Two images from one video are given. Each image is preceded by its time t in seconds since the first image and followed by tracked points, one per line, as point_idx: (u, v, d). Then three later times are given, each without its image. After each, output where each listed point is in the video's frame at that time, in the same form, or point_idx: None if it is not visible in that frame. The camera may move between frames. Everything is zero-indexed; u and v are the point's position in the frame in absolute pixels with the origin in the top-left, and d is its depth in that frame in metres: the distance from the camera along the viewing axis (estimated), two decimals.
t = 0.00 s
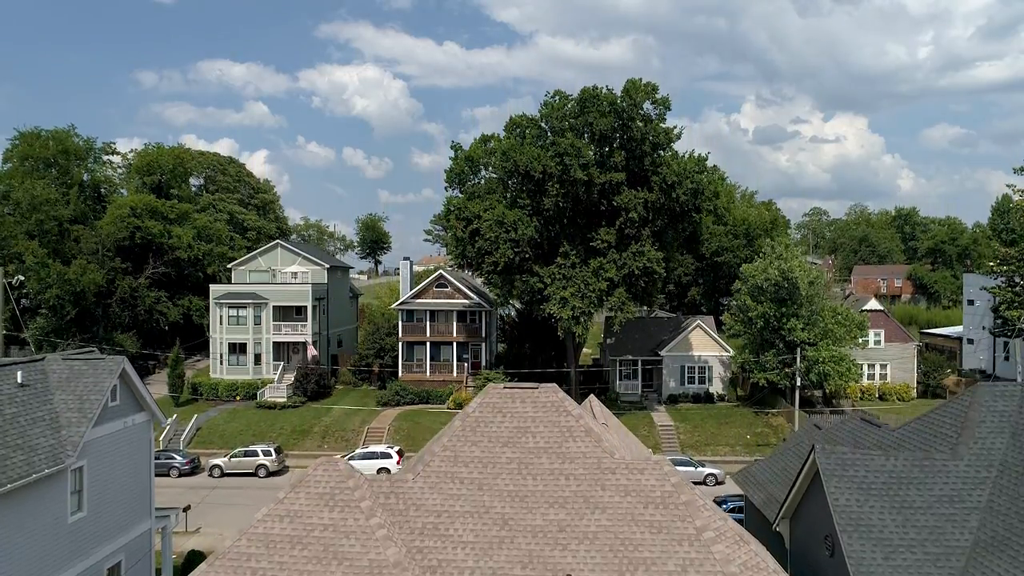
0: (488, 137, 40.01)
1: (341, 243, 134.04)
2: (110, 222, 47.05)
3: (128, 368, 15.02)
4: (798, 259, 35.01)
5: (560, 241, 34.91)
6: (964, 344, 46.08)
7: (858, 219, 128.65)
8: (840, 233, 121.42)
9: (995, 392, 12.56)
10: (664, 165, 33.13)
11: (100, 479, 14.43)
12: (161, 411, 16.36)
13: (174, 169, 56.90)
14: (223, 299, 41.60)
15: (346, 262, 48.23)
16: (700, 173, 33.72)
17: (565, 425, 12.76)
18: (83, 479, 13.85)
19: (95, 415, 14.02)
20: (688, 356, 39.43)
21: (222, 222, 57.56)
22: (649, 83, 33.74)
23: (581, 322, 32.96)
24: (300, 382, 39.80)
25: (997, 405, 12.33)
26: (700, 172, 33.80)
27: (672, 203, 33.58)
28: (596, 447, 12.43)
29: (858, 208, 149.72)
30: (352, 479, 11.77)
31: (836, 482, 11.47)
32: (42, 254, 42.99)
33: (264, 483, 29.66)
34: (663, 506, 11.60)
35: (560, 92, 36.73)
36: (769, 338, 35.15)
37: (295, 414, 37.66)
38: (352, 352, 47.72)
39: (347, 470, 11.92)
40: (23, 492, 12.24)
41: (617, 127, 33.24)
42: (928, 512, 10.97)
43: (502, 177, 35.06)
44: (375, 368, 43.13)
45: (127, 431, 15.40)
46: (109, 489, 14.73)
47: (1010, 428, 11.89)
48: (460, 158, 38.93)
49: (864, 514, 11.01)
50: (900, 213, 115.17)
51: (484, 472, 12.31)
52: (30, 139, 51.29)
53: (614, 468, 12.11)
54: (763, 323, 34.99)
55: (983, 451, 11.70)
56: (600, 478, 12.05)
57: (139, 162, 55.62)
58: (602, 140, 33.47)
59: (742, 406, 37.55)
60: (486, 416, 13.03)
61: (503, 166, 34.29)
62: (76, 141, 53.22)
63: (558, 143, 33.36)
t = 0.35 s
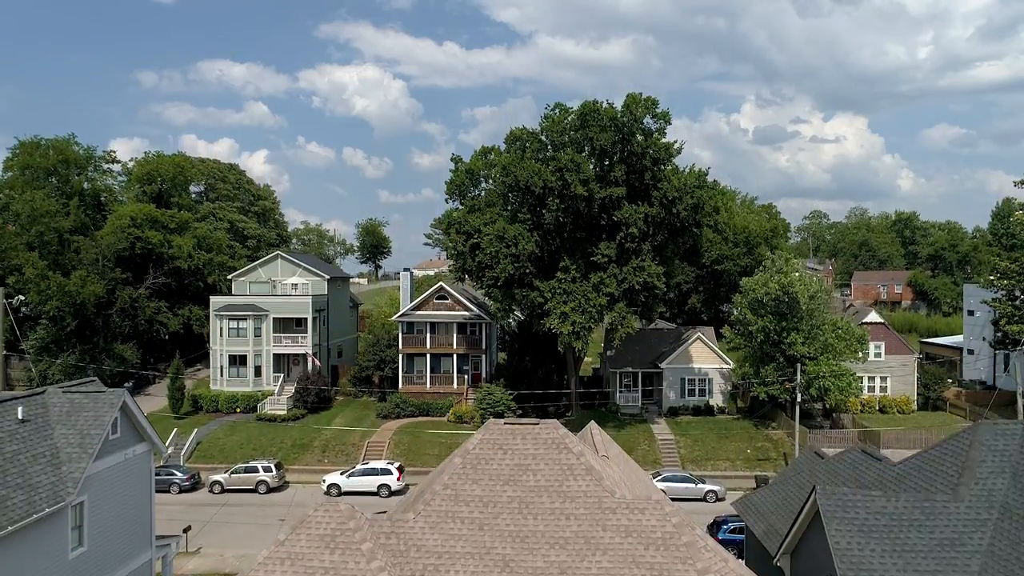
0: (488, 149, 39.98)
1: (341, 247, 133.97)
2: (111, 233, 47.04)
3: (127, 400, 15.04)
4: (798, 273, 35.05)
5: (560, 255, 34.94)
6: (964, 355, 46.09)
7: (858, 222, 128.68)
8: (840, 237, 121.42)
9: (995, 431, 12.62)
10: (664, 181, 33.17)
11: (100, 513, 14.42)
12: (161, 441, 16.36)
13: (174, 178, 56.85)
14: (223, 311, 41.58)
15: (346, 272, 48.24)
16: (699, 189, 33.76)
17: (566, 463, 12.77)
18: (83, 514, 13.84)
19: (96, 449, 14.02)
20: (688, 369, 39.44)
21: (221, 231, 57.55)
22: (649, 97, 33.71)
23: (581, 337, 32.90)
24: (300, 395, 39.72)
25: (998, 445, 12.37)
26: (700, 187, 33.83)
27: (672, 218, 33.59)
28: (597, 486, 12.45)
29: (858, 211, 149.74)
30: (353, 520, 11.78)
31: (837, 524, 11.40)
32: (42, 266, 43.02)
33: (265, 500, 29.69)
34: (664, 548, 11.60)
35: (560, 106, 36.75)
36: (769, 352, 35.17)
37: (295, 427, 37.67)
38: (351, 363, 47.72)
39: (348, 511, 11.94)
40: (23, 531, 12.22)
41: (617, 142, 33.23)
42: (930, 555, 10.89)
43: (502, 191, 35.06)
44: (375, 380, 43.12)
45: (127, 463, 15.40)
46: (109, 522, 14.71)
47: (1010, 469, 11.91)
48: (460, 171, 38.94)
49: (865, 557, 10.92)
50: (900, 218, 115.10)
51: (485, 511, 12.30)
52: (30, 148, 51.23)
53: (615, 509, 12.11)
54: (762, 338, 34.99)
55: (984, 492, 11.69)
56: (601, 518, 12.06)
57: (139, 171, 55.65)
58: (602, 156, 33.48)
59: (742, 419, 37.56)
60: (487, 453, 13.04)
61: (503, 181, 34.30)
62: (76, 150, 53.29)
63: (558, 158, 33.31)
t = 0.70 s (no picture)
0: (488, 162, 40.00)
1: (341, 251, 133.98)
2: (111, 244, 47.05)
3: (127, 433, 15.07)
4: (798, 287, 35.09)
5: (560, 270, 34.97)
6: (964, 366, 46.11)
7: (857, 226, 128.79)
8: (840, 241, 121.48)
9: (995, 471, 12.69)
10: (665, 197, 33.26)
11: (101, 549, 14.40)
12: (162, 473, 16.37)
13: (174, 187, 56.83)
14: (223, 324, 41.62)
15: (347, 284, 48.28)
16: (698, 205, 33.84)
17: (567, 502, 12.79)
18: (84, 551, 13.82)
19: (97, 485, 14.01)
20: (688, 382, 39.48)
21: (222, 240, 57.55)
22: (648, 112, 33.71)
23: (581, 353, 32.87)
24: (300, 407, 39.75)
25: (997, 486, 12.44)
26: (699, 203, 33.90)
27: (672, 234, 33.62)
28: (597, 526, 12.47)
29: (857, 215, 149.88)
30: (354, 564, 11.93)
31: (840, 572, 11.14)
32: (42, 279, 43.07)
33: (265, 518, 29.70)
34: None
35: (560, 120, 36.82)
36: (769, 367, 35.17)
37: (295, 441, 37.68)
38: (351, 374, 47.73)
39: (349, 555, 12.09)
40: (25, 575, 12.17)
41: (617, 157, 33.27)
42: None
43: (502, 207, 35.14)
44: (375, 392, 43.11)
45: (127, 497, 15.40)
46: (110, 557, 14.70)
47: (1010, 511, 11.94)
48: (460, 185, 39.00)
49: None
50: (900, 222, 115.05)
51: (486, 552, 12.29)
52: (30, 159, 51.18)
53: (615, 551, 12.13)
54: (763, 352, 35.00)
55: (984, 535, 11.70)
56: (600, 560, 12.08)
57: (139, 181, 55.53)
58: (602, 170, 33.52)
59: (742, 432, 37.59)
60: (487, 492, 13.07)
61: (504, 197, 34.37)
62: (76, 160, 52.93)
63: (559, 174, 33.28)
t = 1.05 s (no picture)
0: (488, 176, 40.01)
1: (341, 254, 133.95)
2: (111, 256, 47.07)
3: (127, 469, 15.09)
4: (797, 303, 35.12)
5: (559, 286, 35.00)
6: (964, 378, 46.12)
7: (857, 231, 128.83)
8: (840, 245, 121.48)
9: (995, 514, 12.63)
10: (665, 214, 33.30)
11: None
12: (162, 506, 16.38)
13: (174, 197, 56.87)
14: (223, 338, 41.63)
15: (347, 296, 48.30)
16: (698, 221, 33.90)
17: (566, 544, 12.80)
18: None
19: (97, 524, 14.01)
20: (688, 396, 39.49)
21: (221, 250, 57.58)
22: (648, 128, 33.67)
23: (581, 370, 32.85)
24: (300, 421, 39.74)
25: (997, 530, 12.40)
26: (699, 220, 33.95)
27: (672, 251, 33.63)
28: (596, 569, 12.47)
29: (857, 219, 149.91)
30: None
31: None
32: (42, 292, 43.11)
33: (265, 537, 29.70)
34: None
35: (560, 135, 36.85)
36: (769, 383, 35.12)
37: (295, 457, 37.67)
38: (351, 386, 47.75)
39: None
40: None
41: (617, 174, 33.26)
42: None
43: (501, 223, 35.15)
44: (375, 405, 43.20)
45: (127, 532, 15.42)
46: None
47: (1009, 557, 11.95)
48: (461, 199, 39.03)
49: None
50: (900, 228, 115.07)
51: None
52: (30, 170, 51.20)
53: None
54: (762, 368, 35.01)
55: None
56: None
57: (140, 191, 55.50)
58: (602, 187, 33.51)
59: (742, 446, 37.59)
60: (487, 533, 13.06)
61: (504, 213, 34.37)
62: (77, 170, 52.81)
63: (558, 191, 33.25)
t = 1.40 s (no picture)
0: (488, 190, 40.07)
1: (341, 259, 133.96)
2: (111, 268, 47.11)
3: (128, 504, 15.11)
4: (797, 319, 35.15)
5: (559, 302, 35.06)
6: (964, 390, 46.14)
7: (857, 235, 128.82)
8: (840, 250, 121.46)
9: (995, 560, 12.60)
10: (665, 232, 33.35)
11: None
12: (163, 540, 16.39)
13: (174, 207, 56.90)
14: (223, 351, 41.65)
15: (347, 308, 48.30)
16: (697, 237, 33.94)
17: None
18: None
19: (98, 562, 14.03)
20: (688, 410, 39.49)
21: (221, 260, 57.64)
22: (648, 145, 33.70)
23: (581, 387, 32.87)
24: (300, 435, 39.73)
25: None
26: (698, 236, 33.99)
27: (671, 268, 33.68)
28: None
29: (857, 223, 149.94)
30: None
31: None
32: (42, 306, 43.16)
33: (265, 555, 29.77)
34: None
35: (560, 150, 36.90)
36: (769, 398, 35.14)
37: (295, 471, 37.66)
38: (351, 398, 47.76)
39: None
40: None
41: (617, 191, 33.28)
42: None
43: (501, 238, 35.17)
44: (375, 417, 42.96)
45: (128, 567, 15.43)
46: None
47: None
48: (460, 214, 39.05)
49: None
50: (900, 232, 115.06)
51: None
52: (31, 181, 51.23)
53: None
54: (762, 384, 35.04)
55: None
56: None
57: (139, 202, 55.55)
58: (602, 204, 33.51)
59: (742, 461, 37.59)
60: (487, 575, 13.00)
61: (504, 230, 34.37)
62: (77, 181, 52.78)
63: (558, 209, 33.24)
